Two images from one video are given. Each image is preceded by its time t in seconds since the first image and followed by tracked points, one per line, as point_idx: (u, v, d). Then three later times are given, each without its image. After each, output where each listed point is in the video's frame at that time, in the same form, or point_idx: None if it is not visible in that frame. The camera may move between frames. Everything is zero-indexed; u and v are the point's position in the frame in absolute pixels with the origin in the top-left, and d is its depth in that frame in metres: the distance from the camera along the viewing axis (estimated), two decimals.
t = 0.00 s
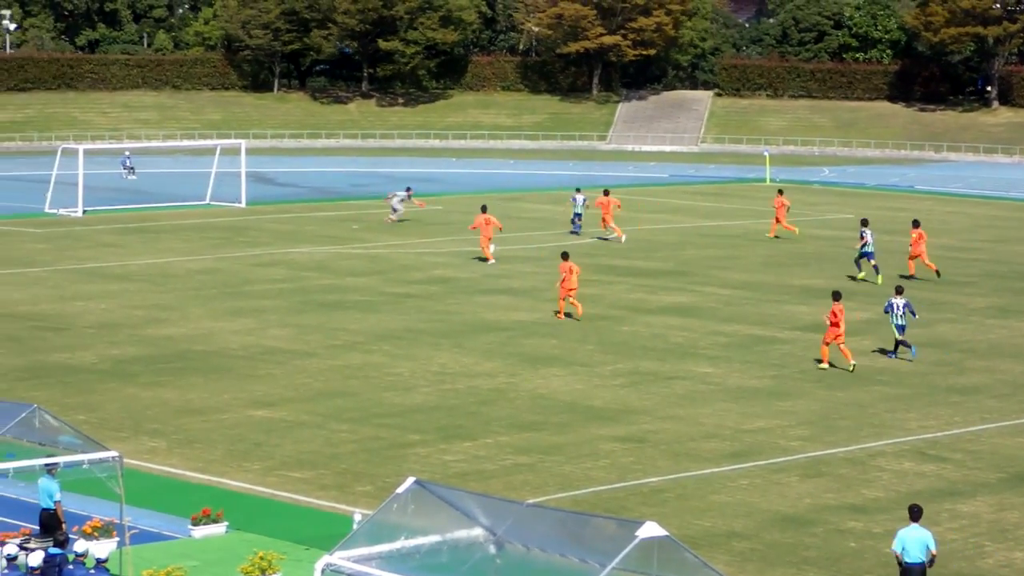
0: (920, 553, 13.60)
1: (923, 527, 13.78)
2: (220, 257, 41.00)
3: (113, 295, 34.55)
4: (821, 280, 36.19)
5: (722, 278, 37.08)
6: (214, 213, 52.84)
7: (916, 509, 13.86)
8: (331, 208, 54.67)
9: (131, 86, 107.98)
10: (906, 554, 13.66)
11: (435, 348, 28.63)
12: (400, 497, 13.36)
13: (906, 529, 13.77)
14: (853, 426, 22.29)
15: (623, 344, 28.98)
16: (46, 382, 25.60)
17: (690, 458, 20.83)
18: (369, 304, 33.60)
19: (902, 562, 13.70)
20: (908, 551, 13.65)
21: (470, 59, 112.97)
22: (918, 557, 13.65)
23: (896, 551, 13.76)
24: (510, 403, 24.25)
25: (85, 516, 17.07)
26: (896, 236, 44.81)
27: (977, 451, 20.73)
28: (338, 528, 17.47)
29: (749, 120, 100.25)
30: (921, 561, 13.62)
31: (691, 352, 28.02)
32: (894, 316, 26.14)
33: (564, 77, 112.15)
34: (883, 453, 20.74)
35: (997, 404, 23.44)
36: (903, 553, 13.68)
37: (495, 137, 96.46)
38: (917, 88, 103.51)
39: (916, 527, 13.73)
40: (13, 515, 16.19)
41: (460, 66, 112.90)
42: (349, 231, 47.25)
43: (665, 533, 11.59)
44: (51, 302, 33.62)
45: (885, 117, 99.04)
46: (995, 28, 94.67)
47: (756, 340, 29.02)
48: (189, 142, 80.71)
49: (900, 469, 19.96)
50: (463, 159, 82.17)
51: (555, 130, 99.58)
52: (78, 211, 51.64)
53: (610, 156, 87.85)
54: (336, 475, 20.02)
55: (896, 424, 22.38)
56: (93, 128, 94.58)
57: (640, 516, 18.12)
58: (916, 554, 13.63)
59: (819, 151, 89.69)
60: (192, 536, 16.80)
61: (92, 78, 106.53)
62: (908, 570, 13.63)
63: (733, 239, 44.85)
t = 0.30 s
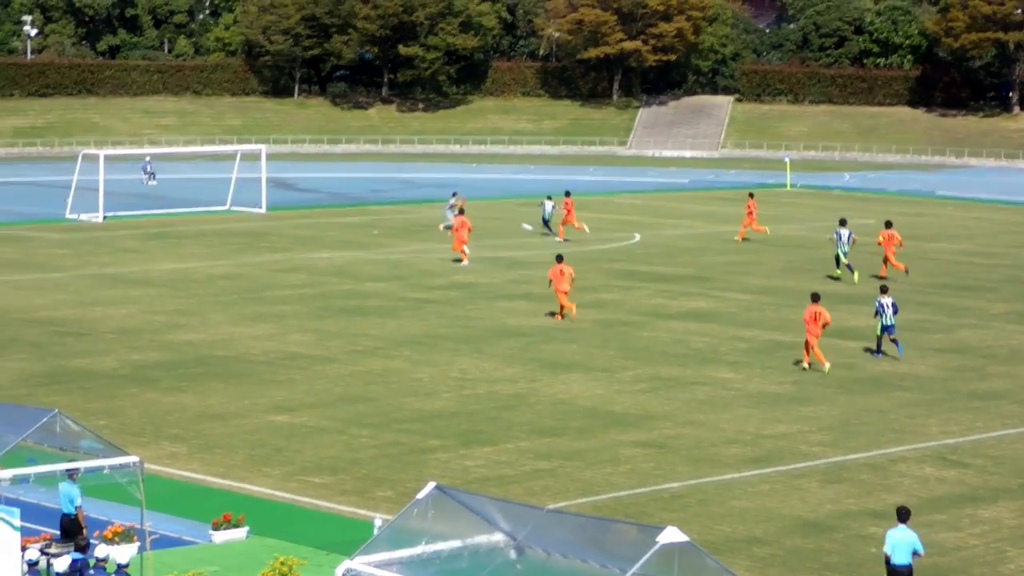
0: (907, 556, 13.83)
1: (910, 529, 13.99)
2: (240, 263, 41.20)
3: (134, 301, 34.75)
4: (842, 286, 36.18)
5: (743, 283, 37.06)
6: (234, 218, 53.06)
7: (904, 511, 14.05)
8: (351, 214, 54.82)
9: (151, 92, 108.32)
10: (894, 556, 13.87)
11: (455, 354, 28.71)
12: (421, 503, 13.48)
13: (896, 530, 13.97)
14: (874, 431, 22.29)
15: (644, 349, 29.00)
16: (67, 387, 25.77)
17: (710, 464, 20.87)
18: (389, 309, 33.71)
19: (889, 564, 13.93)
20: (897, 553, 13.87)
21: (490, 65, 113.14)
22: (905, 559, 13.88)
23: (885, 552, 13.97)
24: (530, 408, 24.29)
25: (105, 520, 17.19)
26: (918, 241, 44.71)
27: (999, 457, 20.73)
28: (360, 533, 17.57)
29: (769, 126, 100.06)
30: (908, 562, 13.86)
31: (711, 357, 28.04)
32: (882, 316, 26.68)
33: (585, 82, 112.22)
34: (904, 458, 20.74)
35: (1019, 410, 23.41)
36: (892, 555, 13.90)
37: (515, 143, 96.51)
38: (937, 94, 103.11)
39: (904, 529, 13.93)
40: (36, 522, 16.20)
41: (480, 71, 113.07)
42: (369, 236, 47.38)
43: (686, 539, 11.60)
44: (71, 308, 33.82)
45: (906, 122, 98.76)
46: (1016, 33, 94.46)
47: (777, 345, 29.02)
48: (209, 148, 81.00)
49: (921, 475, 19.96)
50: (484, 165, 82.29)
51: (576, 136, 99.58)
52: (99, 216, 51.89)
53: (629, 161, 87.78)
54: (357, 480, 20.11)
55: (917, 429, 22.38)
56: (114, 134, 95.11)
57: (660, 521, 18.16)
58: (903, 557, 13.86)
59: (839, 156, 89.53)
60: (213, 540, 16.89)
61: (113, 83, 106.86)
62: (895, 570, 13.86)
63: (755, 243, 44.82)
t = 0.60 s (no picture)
0: (894, 551, 14.13)
1: (896, 525, 14.31)
2: (258, 266, 41.35)
3: (152, 304, 34.90)
4: (861, 288, 36.15)
5: (762, 286, 37.02)
6: (252, 222, 53.24)
7: (890, 507, 14.37)
8: (369, 217, 54.93)
9: (169, 95, 108.62)
10: (884, 552, 14.18)
11: (474, 357, 28.77)
12: (440, 507, 13.49)
13: (883, 527, 14.27)
14: (893, 434, 22.26)
15: (663, 352, 29.01)
16: (86, 391, 25.91)
17: (729, 466, 20.86)
18: (407, 313, 33.79)
19: (878, 560, 14.24)
20: (885, 548, 14.17)
21: (508, 68, 113.25)
22: (894, 555, 14.19)
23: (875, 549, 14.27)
24: (548, 411, 24.32)
25: (124, 525, 17.27)
26: (937, 244, 44.66)
27: (1019, 461, 20.69)
28: (378, 538, 17.64)
29: (787, 128, 99.92)
30: (895, 558, 14.16)
31: (730, 361, 28.03)
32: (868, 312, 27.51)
33: (603, 85, 112.27)
34: (923, 462, 20.72)
35: None
36: (880, 550, 14.20)
37: (533, 146, 96.59)
38: (955, 96, 102.83)
39: (891, 526, 14.24)
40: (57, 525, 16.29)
41: (498, 74, 113.16)
42: (386, 239, 47.50)
43: (705, 543, 11.66)
44: (90, 312, 33.97)
45: (924, 124, 98.56)
46: None
47: (796, 348, 29.00)
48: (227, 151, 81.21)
49: (941, 478, 19.94)
50: (501, 168, 82.40)
51: (593, 139, 99.61)
52: (117, 220, 52.14)
53: (646, 164, 87.73)
54: (375, 484, 20.17)
55: (936, 432, 22.35)
56: (132, 138, 95.51)
57: (679, 524, 18.17)
58: (891, 552, 14.15)
59: (858, 158, 89.36)
60: (232, 544, 16.98)
61: (131, 86, 107.12)
62: (885, 566, 14.18)
63: (773, 247, 44.79)
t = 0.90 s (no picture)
0: (883, 540, 14.52)
1: (886, 516, 14.68)
2: (277, 269, 41.50)
3: (171, 308, 35.08)
4: (881, 289, 36.08)
5: (781, 286, 37.00)
6: (269, 225, 53.43)
7: (881, 499, 14.75)
8: (386, 219, 55.07)
9: (187, 99, 109.02)
10: (872, 541, 14.58)
11: (493, 359, 28.84)
12: (460, 508, 13.50)
13: (873, 517, 14.67)
14: (913, 434, 22.24)
15: (681, 353, 29.04)
16: (106, 395, 26.05)
17: (749, 467, 20.86)
18: (426, 315, 33.86)
19: (869, 548, 14.64)
20: (874, 538, 14.57)
21: (525, 70, 113.29)
22: (883, 544, 14.58)
23: (864, 537, 14.68)
24: (567, 413, 24.35)
25: (144, 527, 17.38)
26: (956, 244, 44.54)
27: None
28: (397, 539, 17.72)
29: (805, 128, 99.73)
30: (885, 547, 14.54)
31: (749, 361, 28.02)
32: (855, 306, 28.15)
33: (620, 86, 112.30)
34: (943, 462, 20.71)
35: None
36: (870, 540, 14.61)
37: (551, 148, 96.62)
38: (974, 96, 102.65)
39: (880, 515, 14.64)
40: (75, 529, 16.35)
41: (516, 76, 113.29)
42: (404, 242, 47.61)
43: (726, 544, 11.69)
44: (109, 315, 34.16)
45: (942, 124, 98.24)
46: None
47: (815, 348, 28.99)
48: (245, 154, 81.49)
49: (961, 478, 19.93)
50: (519, 170, 82.42)
51: (611, 140, 99.59)
52: (136, 224, 52.40)
53: (664, 165, 87.64)
54: (395, 487, 20.25)
55: (956, 432, 22.32)
56: (150, 142, 95.97)
57: (699, 525, 18.19)
58: (880, 541, 14.54)
59: (876, 158, 89.14)
60: (251, 547, 17.06)
61: (148, 91, 107.52)
62: (874, 556, 14.57)
63: (792, 247, 44.72)
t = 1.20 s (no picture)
0: (884, 540, 14.71)
1: (884, 515, 14.91)
2: (300, 273, 41.68)
3: (195, 312, 35.28)
4: (904, 294, 35.96)
5: (804, 291, 36.94)
6: (292, 229, 53.65)
7: (879, 498, 14.95)
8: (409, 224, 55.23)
9: (211, 103, 109.56)
10: (874, 541, 14.75)
11: (515, 363, 28.91)
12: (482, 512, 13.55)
13: (874, 517, 14.83)
14: (936, 439, 22.19)
15: (704, 358, 29.04)
16: (129, 398, 26.21)
17: (771, 473, 20.84)
18: (449, 319, 33.93)
19: (868, 548, 14.81)
20: (877, 537, 14.74)
21: (548, 74, 113.30)
22: (883, 544, 14.77)
23: (865, 537, 14.84)
24: (590, 418, 24.38)
25: (167, 531, 17.51)
26: (980, 249, 44.36)
27: None
28: (421, 544, 17.79)
29: (829, 133, 99.46)
30: (884, 547, 14.74)
31: (772, 366, 28.01)
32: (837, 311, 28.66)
33: (644, 91, 112.43)
34: (967, 467, 20.66)
35: None
36: (873, 539, 14.77)
37: (574, 152, 96.66)
38: (998, 101, 102.30)
39: (880, 515, 14.82)
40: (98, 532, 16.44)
41: (540, 80, 113.39)
42: (427, 246, 47.73)
43: (749, 549, 11.75)
44: (132, 319, 34.37)
45: (966, 129, 97.87)
46: None
47: (839, 353, 28.94)
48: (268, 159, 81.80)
49: (984, 483, 19.89)
50: (542, 175, 82.51)
51: (634, 145, 99.54)
52: (160, 227, 52.71)
53: (688, 170, 87.58)
54: (417, 491, 20.33)
55: (980, 437, 22.29)
56: (173, 146, 96.41)
57: (722, 530, 18.21)
58: (881, 541, 14.74)
59: (900, 163, 88.81)
60: (275, 552, 17.13)
61: (172, 95, 108.14)
62: (873, 555, 14.76)
63: (816, 252, 44.61)
